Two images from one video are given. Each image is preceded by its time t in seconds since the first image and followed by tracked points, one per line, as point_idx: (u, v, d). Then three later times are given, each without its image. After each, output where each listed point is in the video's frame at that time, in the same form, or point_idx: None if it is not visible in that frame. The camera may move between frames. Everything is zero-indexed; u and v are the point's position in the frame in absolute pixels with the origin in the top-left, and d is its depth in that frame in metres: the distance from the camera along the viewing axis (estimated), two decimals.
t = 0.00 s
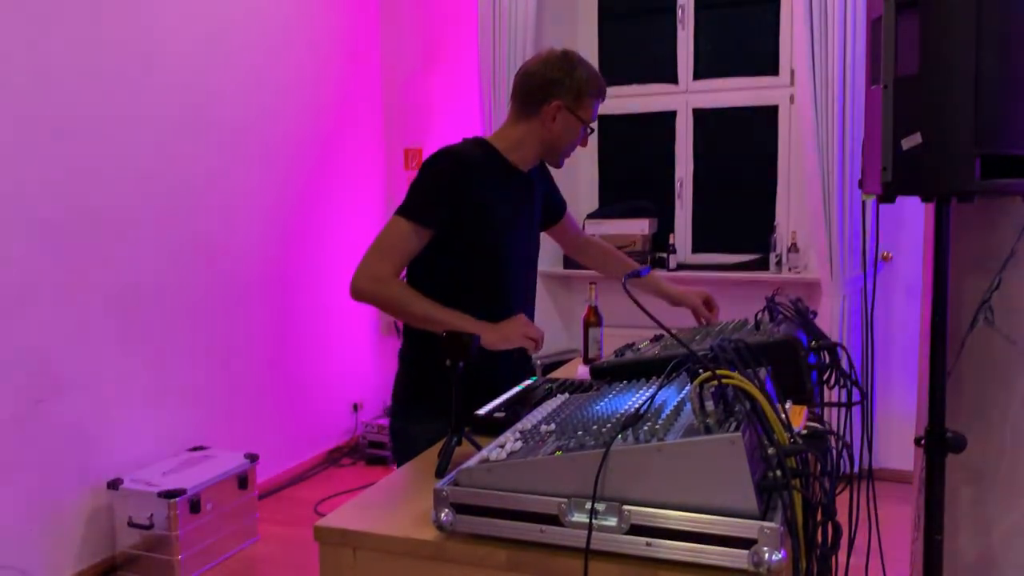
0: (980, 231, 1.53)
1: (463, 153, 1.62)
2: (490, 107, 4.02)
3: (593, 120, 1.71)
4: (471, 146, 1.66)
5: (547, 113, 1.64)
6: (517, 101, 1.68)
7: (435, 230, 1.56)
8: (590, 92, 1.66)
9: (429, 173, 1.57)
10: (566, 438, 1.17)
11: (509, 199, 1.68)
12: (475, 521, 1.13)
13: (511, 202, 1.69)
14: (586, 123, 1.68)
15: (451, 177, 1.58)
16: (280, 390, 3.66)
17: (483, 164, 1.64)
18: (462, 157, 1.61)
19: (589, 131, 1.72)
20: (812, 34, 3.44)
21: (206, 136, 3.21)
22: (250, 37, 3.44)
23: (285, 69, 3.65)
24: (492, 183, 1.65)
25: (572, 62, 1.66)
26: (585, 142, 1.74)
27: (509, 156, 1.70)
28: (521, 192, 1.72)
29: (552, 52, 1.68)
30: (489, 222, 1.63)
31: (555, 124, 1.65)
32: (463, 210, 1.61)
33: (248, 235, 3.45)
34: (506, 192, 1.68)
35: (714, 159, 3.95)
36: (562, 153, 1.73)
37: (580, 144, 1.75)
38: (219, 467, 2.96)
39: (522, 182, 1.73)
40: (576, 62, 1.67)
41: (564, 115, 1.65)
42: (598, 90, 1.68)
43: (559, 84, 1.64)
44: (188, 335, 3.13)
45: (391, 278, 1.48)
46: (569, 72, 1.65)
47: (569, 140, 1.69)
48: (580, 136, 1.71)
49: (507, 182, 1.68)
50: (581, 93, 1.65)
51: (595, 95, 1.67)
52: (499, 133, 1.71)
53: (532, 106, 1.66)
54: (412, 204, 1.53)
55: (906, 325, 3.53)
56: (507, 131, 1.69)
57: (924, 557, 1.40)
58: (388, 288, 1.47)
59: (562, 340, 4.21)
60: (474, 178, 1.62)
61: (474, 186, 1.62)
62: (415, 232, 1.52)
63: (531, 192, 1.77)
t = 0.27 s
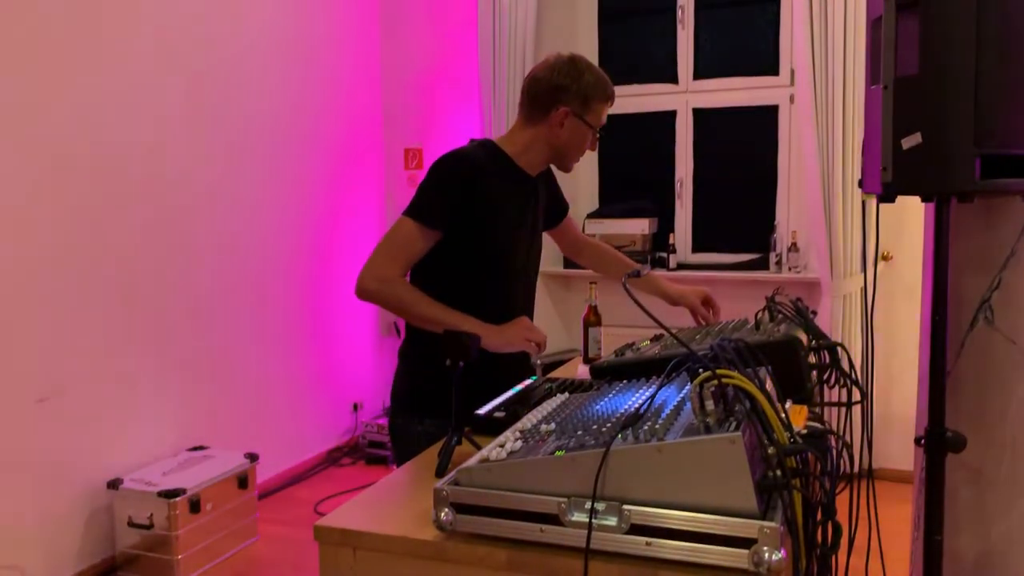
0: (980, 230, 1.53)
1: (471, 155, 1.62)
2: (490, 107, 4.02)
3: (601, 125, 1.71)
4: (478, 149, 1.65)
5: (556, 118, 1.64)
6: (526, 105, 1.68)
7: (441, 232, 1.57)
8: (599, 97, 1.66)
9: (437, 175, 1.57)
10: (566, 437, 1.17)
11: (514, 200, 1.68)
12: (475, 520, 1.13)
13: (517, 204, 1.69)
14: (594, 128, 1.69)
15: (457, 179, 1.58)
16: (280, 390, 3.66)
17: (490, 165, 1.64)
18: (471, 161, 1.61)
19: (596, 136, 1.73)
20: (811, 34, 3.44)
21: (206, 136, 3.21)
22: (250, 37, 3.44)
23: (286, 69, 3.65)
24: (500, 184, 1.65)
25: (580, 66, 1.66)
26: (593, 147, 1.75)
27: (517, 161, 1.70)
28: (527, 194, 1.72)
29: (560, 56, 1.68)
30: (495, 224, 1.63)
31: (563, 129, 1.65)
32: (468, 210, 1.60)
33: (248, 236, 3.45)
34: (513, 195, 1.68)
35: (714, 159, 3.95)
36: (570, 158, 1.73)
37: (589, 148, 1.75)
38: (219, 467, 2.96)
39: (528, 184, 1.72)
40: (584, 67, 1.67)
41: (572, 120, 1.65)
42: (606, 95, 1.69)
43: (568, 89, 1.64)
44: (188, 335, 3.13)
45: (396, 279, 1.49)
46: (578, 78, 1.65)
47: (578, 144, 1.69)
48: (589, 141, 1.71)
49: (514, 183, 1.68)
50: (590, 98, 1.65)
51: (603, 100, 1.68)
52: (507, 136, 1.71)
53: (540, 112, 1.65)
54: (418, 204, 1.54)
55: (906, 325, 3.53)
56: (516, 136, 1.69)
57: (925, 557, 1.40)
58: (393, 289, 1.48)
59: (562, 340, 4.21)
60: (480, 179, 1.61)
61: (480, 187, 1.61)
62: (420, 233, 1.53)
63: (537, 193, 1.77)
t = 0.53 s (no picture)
0: (980, 230, 1.53)
1: (473, 154, 1.62)
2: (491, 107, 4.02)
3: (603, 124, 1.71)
4: (479, 148, 1.66)
5: (557, 117, 1.65)
6: (527, 105, 1.69)
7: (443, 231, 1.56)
8: (599, 96, 1.66)
9: (439, 175, 1.57)
10: (566, 437, 1.17)
11: (517, 200, 1.68)
12: (475, 521, 1.13)
13: (519, 203, 1.69)
14: (596, 127, 1.68)
15: (461, 178, 1.58)
16: (280, 390, 3.66)
17: (493, 164, 1.64)
18: (472, 159, 1.61)
19: (598, 134, 1.72)
20: (812, 34, 3.44)
21: (206, 136, 3.21)
22: (250, 37, 3.44)
23: (286, 69, 3.65)
24: (502, 184, 1.64)
25: (581, 65, 1.66)
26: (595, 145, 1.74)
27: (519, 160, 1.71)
28: (530, 193, 1.72)
29: (560, 55, 1.68)
30: (497, 223, 1.63)
31: (564, 127, 1.65)
32: (472, 209, 1.60)
33: (248, 236, 3.44)
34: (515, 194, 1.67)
35: (714, 160, 3.95)
36: (572, 156, 1.73)
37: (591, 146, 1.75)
38: (219, 467, 2.96)
39: (531, 183, 1.72)
40: (584, 66, 1.66)
41: (573, 119, 1.65)
42: (607, 94, 1.68)
43: (568, 88, 1.64)
44: (188, 335, 3.13)
45: (398, 277, 1.48)
46: (578, 76, 1.64)
47: (579, 143, 1.69)
48: (590, 139, 1.71)
49: (516, 183, 1.68)
50: (590, 97, 1.65)
51: (605, 98, 1.67)
52: (509, 136, 1.72)
53: (542, 111, 1.65)
54: (422, 203, 1.53)
55: (906, 325, 3.53)
56: (516, 135, 1.70)
57: (925, 557, 1.40)
58: (395, 288, 1.47)
59: (562, 340, 4.21)
60: (483, 179, 1.61)
61: (483, 186, 1.61)
62: (422, 230, 1.53)
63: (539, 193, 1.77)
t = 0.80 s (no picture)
0: (980, 230, 1.53)
1: (476, 153, 1.62)
2: (491, 107, 4.02)
3: (602, 122, 1.72)
4: (480, 146, 1.66)
5: (557, 115, 1.65)
6: (527, 103, 1.69)
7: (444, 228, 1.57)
8: (599, 93, 1.67)
9: (439, 172, 1.57)
10: (566, 437, 1.17)
11: (519, 200, 1.68)
12: (475, 521, 1.13)
13: (521, 204, 1.69)
14: (596, 124, 1.69)
15: (464, 177, 1.58)
16: (280, 391, 3.66)
17: (496, 164, 1.64)
18: (472, 157, 1.61)
19: (598, 132, 1.73)
20: (812, 34, 3.44)
21: (206, 136, 3.22)
22: (250, 37, 3.44)
23: (286, 69, 3.65)
24: (504, 184, 1.65)
25: (580, 63, 1.67)
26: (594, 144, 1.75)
27: (520, 157, 1.70)
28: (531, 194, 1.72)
29: (559, 54, 1.69)
30: (499, 223, 1.63)
31: (564, 125, 1.66)
32: (474, 208, 1.60)
33: (248, 236, 3.44)
34: (517, 192, 1.67)
35: (714, 159, 3.95)
36: (572, 155, 1.73)
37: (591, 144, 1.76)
38: (218, 467, 2.96)
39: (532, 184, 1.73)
40: (583, 64, 1.68)
41: (573, 116, 1.66)
42: (606, 92, 1.69)
43: (568, 85, 1.65)
44: (188, 335, 3.13)
45: (399, 274, 1.48)
46: (577, 74, 1.66)
47: (579, 140, 1.69)
48: (590, 137, 1.71)
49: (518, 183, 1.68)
50: (590, 95, 1.66)
51: (604, 96, 1.68)
52: (509, 134, 1.71)
53: (542, 109, 1.66)
54: (424, 201, 1.54)
55: (906, 325, 3.53)
56: (517, 133, 1.70)
57: (925, 558, 1.40)
58: (396, 285, 1.47)
59: (562, 340, 4.21)
60: (486, 179, 1.61)
61: (485, 186, 1.61)
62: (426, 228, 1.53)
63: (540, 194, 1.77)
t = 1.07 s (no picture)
0: (980, 231, 1.53)
1: (477, 152, 1.62)
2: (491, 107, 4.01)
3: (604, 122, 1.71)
4: (481, 144, 1.66)
5: (557, 114, 1.65)
6: (528, 102, 1.69)
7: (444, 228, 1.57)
8: (600, 93, 1.66)
9: (441, 170, 1.57)
10: (566, 438, 1.17)
11: (520, 201, 1.68)
12: (475, 521, 1.13)
13: (521, 204, 1.69)
14: (597, 125, 1.69)
15: (465, 177, 1.58)
16: (280, 391, 3.66)
17: (498, 164, 1.64)
18: (474, 156, 1.61)
19: (600, 133, 1.72)
20: (811, 35, 3.44)
21: (206, 137, 3.21)
22: (249, 37, 3.44)
23: (285, 70, 3.65)
24: (505, 184, 1.65)
25: (582, 63, 1.66)
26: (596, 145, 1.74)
27: (520, 157, 1.70)
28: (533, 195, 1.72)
29: (561, 54, 1.69)
30: (500, 224, 1.63)
31: (565, 124, 1.66)
32: (474, 207, 1.60)
33: (248, 236, 3.44)
34: (518, 192, 1.67)
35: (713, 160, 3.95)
36: (573, 155, 1.72)
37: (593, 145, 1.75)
38: (218, 468, 2.96)
39: (534, 184, 1.73)
40: (585, 64, 1.67)
41: (574, 116, 1.65)
42: (608, 92, 1.68)
43: (568, 85, 1.65)
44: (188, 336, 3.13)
45: (400, 272, 1.48)
46: (578, 74, 1.65)
47: (580, 140, 1.69)
48: (591, 136, 1.70)
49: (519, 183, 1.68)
50: (591, 95, 1.65)
51: (606, 97, 1.67)
52: (510, 134, 1.72)
53: (542, 109, 1.66)
54: (425, 200, 1.54)
55: (906, 326, 3.53)
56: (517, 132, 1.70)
57: (925, 558, 1.39)
58: (395, 285, 1.46)
59: (562, 340, 4.21)
60: (487, 179, 1.61)
61: (487, 186, 1.61)
62: (426, 227, 1.54)
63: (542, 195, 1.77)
